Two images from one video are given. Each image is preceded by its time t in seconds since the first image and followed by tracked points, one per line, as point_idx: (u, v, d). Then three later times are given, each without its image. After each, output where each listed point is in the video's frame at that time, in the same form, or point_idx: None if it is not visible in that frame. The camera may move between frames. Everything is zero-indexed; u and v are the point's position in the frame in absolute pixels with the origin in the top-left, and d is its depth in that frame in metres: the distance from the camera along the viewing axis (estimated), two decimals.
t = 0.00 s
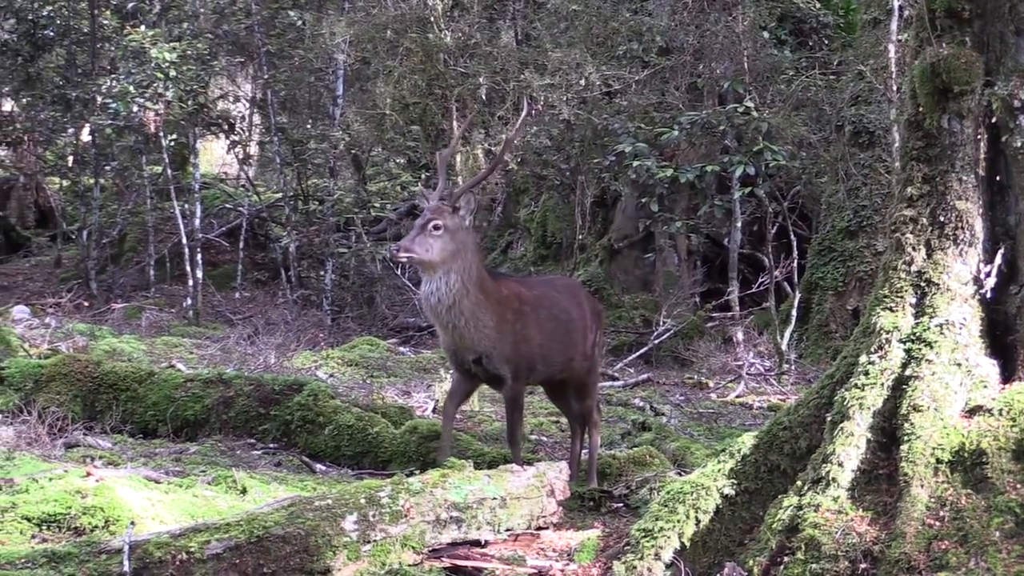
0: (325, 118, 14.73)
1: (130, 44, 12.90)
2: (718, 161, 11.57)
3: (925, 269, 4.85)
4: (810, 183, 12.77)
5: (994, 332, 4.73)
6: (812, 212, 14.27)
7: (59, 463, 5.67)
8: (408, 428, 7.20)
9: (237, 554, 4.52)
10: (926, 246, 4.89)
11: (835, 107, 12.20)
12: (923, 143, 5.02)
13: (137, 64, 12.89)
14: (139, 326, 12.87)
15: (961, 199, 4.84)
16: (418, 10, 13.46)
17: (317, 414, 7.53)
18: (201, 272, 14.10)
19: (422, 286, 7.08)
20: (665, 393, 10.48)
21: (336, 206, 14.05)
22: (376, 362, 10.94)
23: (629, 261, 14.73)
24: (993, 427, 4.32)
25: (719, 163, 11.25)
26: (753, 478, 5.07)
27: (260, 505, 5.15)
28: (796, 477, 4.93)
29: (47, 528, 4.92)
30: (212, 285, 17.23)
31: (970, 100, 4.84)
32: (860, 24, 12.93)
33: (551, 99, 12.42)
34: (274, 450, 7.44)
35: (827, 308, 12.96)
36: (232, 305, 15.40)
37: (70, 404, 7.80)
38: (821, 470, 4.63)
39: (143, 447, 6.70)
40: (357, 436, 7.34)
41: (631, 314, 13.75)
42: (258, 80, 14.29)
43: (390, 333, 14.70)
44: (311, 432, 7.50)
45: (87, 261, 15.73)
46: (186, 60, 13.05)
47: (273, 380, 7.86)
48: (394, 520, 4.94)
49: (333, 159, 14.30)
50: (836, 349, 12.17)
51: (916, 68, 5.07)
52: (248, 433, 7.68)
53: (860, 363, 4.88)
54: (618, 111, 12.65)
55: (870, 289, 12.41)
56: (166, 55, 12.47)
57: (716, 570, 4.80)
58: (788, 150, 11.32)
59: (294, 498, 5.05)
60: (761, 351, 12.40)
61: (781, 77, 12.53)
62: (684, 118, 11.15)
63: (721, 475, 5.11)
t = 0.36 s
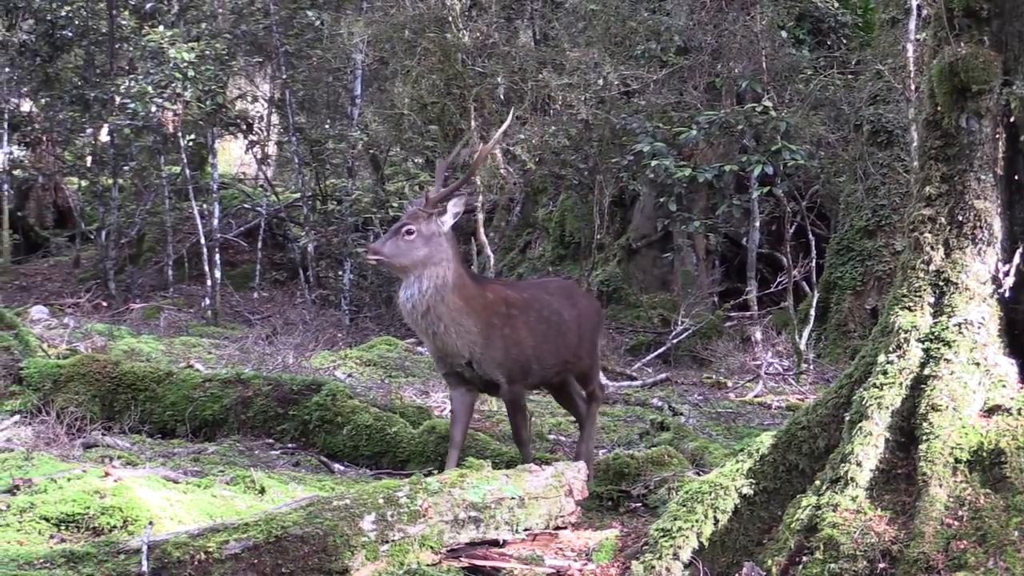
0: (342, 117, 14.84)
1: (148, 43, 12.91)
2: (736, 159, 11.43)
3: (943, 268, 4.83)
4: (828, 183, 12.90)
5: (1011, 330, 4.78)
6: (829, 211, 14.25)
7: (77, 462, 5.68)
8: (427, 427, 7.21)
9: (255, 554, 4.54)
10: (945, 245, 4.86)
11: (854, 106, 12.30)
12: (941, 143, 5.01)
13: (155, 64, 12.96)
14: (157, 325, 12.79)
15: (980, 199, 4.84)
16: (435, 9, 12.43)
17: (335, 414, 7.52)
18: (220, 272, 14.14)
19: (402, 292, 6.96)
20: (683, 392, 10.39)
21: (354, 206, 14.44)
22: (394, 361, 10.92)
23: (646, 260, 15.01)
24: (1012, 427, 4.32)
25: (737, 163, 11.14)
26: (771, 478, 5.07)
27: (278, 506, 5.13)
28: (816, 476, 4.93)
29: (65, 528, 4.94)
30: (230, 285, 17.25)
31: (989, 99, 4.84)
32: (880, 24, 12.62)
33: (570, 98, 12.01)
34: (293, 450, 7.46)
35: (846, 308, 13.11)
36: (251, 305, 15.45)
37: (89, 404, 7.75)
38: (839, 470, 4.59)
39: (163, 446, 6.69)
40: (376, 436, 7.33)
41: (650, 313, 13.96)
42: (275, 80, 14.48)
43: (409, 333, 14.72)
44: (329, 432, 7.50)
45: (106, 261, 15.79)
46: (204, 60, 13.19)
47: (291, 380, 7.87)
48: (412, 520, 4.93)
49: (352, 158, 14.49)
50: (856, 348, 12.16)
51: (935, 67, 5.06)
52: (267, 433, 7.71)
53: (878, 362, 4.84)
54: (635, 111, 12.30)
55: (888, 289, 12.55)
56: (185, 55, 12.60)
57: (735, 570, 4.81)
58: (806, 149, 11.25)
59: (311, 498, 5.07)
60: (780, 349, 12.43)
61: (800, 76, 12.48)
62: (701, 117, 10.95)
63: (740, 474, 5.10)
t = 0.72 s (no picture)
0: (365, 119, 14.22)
1: (172, 47, 13.26)
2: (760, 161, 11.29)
3: (969, 269, 4.82)
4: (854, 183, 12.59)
5: None
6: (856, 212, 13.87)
7: (104, 464, 5.70)
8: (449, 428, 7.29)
9: (280, 556, 4.59)
10: (970, 246, 4.86)
11: (879, 107, 11.77)
12: (966, 143, 5.00)
13: (179, 67, 13.17)
14: (182, 326, 13.00)
15: (1005, 199, 4.84)
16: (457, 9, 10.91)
17: (361, 415, 7.56)
18: (245, 274, 14.14)
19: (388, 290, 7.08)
20: (709, 393, 10.35)
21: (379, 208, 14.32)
22: (420, 362, 10.83)
23: (671, 262, 14.64)
24: None
25: (761, 164, 11.00)
26: (797, 479, 5.06)
27: (304, 507, 5.12)
28: (841, 478, 4.91)
29: (91, 530, 4.96)
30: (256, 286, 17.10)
31: (1014, 99, 4.82)
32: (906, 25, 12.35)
33: (595, 100, 11.13)
34: (318, 452, 7.50)
35: (871, 309, 12.94)
36: (277, 307, 15.48)
37: (115, 406, 7.79)
38: (865, 471, 4.57)
39: (188, 447, 6.82)
40: (401, 437, 7.34)
41: (676, 314, 13.88)
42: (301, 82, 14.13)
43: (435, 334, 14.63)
44: (355, 434, 7.53)
45: (131, 263, 15.81)
46: (229, 62, 13.24)
47: (318, 381, 7.90)
48: (438, 521, 4.94)
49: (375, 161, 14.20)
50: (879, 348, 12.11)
51: (960, 67, 5.03)
52: (292, 435, 7.74)
53: (904, 363, 4.81)
54: (661, 112, 11.82)
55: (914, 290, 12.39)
56: (208, 58, 12.71)
57: (761, 571, 4.82)
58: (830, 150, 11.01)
59: (337, 499, 5.06)
60: (805, 351, 12.39)
61: (825, 76, 12.03)
62: (726, 118, 10.76)
63: (766, 475, 5.09)
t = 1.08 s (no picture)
0: (412, 120, 12.90)
1: (216, 48, 12.09)
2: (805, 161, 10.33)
3: (1014, 269, 4.79)
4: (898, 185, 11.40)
5: None
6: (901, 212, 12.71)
7: (148, 466, 5.70)
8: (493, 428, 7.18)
9: (324, 557, 4.63)
10: (1015, 246, 4.82)
11: (924, 108, 10.68)
12: (1010, 144, 4.99)
13: (224, 69, 12.04)
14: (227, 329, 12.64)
15: None
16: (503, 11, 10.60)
17: (404, 417, 7.24)
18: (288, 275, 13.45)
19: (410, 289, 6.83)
20: (754, 395, 9.42)
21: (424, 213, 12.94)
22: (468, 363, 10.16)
23: (716, 262, 13.53)
24: None
25: (805, 165, 9.97)
26: (841, 479, 5.03)
27: (349, 509, 5.08)
28: (886, 478, 4.89)
29: (136, 531, 4.97)
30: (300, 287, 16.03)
31: None
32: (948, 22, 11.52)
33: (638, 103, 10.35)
34: (362, 454, 7.18)
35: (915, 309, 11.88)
36: (320, 309, 14.48)
37: (160, 408, 7.42)
38: (909, 472, 4.55)
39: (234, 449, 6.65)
40: (445, 438, 7.04)
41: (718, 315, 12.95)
42: (345, 83, 13.01)
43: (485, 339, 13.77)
44: (399, 435, 7.24)
45: (174, 264, 14.79)
46: (274, 63, 12.25)
47: (362, 382, 7.56)
48: (482, 522, 4.93)
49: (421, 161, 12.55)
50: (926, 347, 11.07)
51: (1004, 68, 5.03)
52: (336, 436, 7.42)
53: (947, 364, 4.76)
54: (704, 112, 10.69)
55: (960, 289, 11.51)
56: (253, 58, 11.72)
57: (805, 572, 4.83)
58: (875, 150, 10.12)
59: (381, 500, 5.06)
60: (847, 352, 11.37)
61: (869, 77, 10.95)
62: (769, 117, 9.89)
63: (810, 477, 5.07)
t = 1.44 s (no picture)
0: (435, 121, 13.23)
1: (239, 49, 11.72)
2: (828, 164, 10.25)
3: None
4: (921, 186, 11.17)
5: None
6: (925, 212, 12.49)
7: (174, 467, 5.70)
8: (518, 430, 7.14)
9: (349, 558, 4.64)
10: None
11: (947, 109, 10.45)
12: None
13: (248, 70, 11.69)
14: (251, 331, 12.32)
15: None
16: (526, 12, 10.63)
17: (428, 418, 7.20)
18: (313, 277, 12.99)
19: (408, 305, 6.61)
20: (776, 395, 9.03)
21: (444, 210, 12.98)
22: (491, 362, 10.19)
23: (740, 263, 13.42)
24: None
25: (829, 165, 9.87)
26: (866, 481, 5.02)
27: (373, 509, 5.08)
28: (910, 479, 4.87)
29: (161, 532, 4.97)
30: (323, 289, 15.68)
31: None
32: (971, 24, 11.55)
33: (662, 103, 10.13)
34: (385, 454, 7.16)
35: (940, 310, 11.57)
36: (344, 310, 14.16)
37: (183, 409, 7.46)
38: (934, 473, 4.52)
39: (262, 450, 6.60)
40: (469, 440, 6.95)
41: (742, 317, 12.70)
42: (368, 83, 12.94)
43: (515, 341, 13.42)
44: (423, 436, 7.17)
45: (199, 266, 14.38)
46: (297, 64, 11.88)
47: (385, 383, 7.53)
48: (506, 523, 4.93)
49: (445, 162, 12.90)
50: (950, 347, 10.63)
51: None
52: (360, 437, 7.43)
53: (972, 365, 4.74)
54: (727, 113, 10.57)
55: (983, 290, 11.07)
56: (276, 60, 11.26)
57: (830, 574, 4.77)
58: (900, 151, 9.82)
59: (405, 500, 5.06)
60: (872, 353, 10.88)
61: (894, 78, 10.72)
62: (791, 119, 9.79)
63: (834, 478, 5.07)
